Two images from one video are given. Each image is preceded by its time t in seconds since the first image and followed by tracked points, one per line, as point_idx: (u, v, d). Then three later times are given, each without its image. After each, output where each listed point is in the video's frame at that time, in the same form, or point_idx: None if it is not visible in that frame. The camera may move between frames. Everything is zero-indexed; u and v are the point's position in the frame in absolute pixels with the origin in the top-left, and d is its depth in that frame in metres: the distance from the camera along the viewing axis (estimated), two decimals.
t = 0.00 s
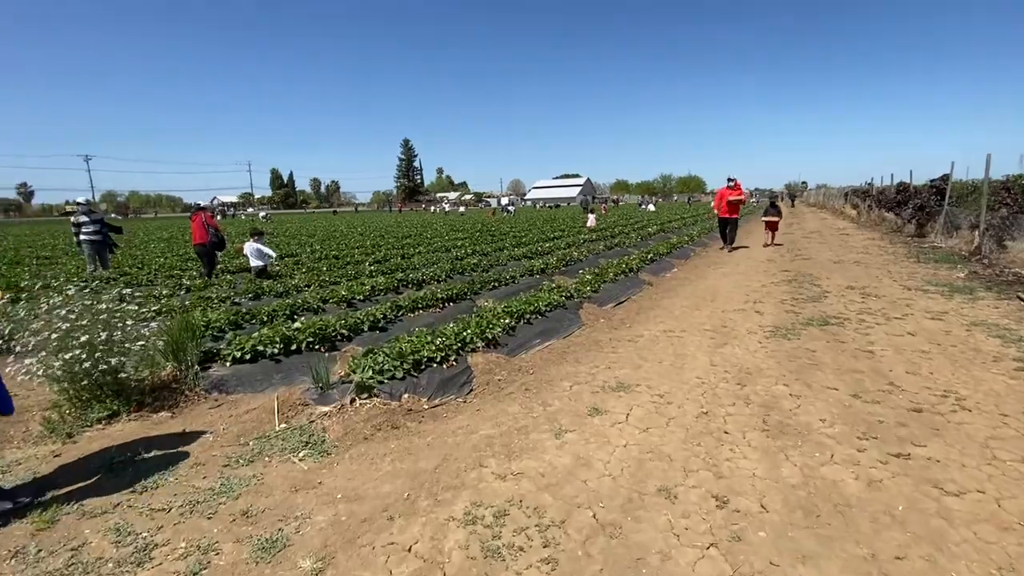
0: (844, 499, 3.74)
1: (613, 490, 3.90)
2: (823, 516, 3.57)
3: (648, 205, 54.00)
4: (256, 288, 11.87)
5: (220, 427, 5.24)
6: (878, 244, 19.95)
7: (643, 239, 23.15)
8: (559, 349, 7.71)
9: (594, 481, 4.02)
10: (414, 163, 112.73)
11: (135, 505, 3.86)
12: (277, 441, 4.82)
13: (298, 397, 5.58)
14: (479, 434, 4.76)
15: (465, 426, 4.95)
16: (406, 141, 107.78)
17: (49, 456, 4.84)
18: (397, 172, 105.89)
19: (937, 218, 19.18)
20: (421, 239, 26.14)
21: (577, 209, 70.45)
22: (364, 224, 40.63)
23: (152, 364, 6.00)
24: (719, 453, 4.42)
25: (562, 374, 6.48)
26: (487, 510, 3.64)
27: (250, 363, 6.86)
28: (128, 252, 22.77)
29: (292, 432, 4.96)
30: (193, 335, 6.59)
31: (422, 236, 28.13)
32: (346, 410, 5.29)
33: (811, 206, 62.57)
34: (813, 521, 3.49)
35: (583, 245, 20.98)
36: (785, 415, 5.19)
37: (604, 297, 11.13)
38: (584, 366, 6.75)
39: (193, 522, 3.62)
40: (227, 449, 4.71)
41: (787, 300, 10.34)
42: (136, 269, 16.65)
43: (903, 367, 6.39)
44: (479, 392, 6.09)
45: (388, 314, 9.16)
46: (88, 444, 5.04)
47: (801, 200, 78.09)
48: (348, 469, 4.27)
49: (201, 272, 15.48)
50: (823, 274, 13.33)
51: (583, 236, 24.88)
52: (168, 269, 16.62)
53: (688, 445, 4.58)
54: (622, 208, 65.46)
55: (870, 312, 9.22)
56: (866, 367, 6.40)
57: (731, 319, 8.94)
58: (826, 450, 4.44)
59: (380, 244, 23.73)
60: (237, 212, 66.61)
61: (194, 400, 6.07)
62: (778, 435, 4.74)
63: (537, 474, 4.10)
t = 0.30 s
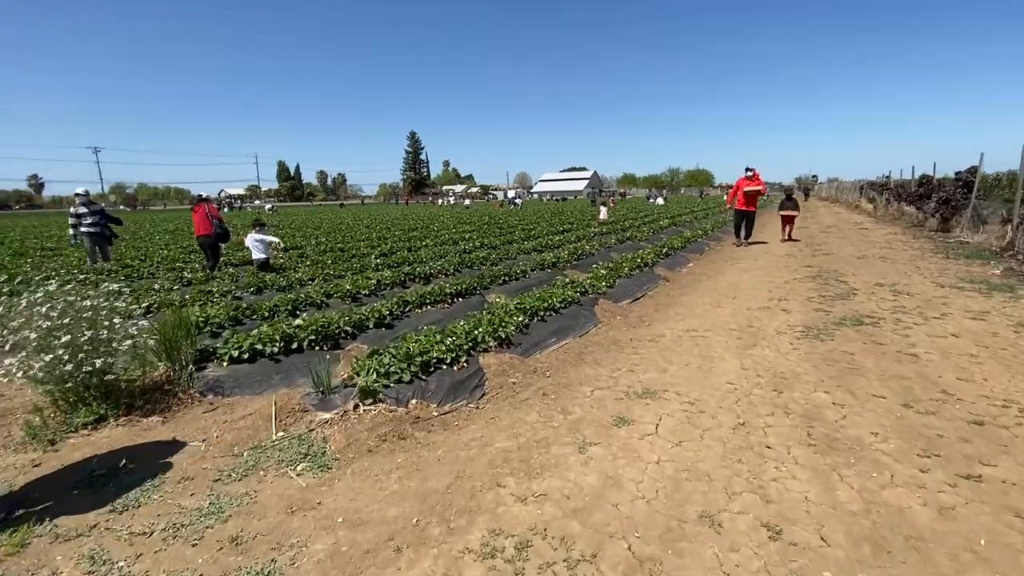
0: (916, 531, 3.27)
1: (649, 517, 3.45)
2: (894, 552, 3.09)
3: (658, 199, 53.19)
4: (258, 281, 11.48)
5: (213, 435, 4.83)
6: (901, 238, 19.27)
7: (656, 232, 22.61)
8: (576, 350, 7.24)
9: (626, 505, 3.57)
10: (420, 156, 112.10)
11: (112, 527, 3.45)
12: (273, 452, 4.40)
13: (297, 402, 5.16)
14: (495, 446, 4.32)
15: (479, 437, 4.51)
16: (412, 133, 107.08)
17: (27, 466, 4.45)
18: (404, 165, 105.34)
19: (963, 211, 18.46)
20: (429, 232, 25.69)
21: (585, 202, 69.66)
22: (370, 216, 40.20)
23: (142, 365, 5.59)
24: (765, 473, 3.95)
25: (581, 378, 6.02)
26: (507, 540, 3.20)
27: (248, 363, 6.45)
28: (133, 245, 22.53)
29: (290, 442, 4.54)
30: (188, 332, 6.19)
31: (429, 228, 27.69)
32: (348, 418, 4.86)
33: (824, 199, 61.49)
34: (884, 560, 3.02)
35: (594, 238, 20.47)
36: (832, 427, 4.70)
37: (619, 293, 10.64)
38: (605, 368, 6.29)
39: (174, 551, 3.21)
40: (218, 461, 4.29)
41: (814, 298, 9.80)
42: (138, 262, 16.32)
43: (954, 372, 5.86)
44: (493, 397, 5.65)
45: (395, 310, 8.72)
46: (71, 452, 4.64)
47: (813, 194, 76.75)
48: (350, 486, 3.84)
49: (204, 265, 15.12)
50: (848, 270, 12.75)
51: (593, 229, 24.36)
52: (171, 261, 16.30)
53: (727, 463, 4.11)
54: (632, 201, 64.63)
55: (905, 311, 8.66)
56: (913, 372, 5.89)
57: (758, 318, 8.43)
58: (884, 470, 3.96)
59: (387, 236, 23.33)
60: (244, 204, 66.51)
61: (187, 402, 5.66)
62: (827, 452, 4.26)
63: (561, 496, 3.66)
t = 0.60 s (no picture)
0: None
1: (689, 557, 3.01)
2: None
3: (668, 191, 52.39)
4: (259, 275, 11.09)
5: (201, 446, 4.43)
6: (924, 234, 18.60)
7: (668, 226, 22.02)
8: (592, 352, 6.79)
9: (661, 542, 3.14)
10: (427, 146, 111.33)
11: (80, 561, 3.04)
12: (264, 469, 4.00)
13: (292, 411, 4.74)
14: (509, 466, 3.90)
15: (492, 455, 4.08)
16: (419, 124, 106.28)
17: None
18: (411, 155, 104.71)
19: (990, 207, 17.77)
20: (435, 224, 25.23)
21: (594, 194, 68.90)
22: (377, 207, 39.77)
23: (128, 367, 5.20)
24: (815, 505, 3.50)
25: (600, 385, 5.58)
26: None
27: (243, 365, 6.04)
28: (136, 235, 22.28)
29: (283, 458, 4.13)
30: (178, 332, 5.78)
31: (436, 220, 27.22)
32: (347, 430, 4.44)
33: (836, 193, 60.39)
34: None
35: (605, 232, 19.94)
36: (883, 449, 4.24)
37: (634, 290, 10.16)
38: (625, 374, 5.84)
39: None
40: (203, 480, 3.88)
41: (842, 298, 9.28)
42: (139, 253, 15.97)
43: (1008, 384, 5.37)
44: (505, 405, 5.22)
45: (400, 307, 8.30)
46: (46, 464, 4.26)
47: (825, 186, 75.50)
48: (347, 513, 3.42)
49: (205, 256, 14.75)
50: (873, 267, 12.18)
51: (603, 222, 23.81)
52: (173, 252, 15.97)
53: (771, 490, 3.66)
54: (641, 193, 63.81)
55: (942, 313, 8.14)
56: (965, 384, 5.39)
57: (784, 319, 7.94)
58: (952, 503, 3.50)
59: (392, 228, 22.92)
60: (251, 194, 66.40)
61: (176, 407, 5.27)
62: (882, 479, 3.80)
63: (587, 530, 3.22)
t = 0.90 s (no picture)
0: None
1: None
2: None
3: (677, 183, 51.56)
4: (260, 265, 10.70)
5: (181, 455, 4.05)
6: (947, 228, 17.93)
7: (680, 218, 21.42)
8: (607, 352, 6.34)
9: None
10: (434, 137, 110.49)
11: None
12: (248, 483, 3.59)
13: (283, 416, 4.32)
14: (520, 485, 3.47)
15: (501, 471, 3.65)
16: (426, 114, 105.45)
17: None
18: (418, 146, 104.00)
19: (1018, 199, 17.05)
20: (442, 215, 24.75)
21: (602, 185, 68.08)
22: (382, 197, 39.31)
23: (110, 365, 4.79)
24: (873, 538, 3.05)
25: (618, 388, 5.13)
26: None
27: (234, 363, 5.65)
28: (141, 224, 22.05)
29: (270, 471, 3.72)
30: (164, 327, 5.39)
31: (442, 211, 26.76)
32: (342, 440, 4.03)
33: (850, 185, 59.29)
34: None
35: (615, 224, 19.43)
36: (941, 469, 3.77)
37: (649, 285, 9.67)
38: (645, 377, 5.38)
39: None
40: (179, 496, 3.49)
41: (871, 295, 8.75)
42: (140, 242, 15.63)
43: None
44: (515, 412, 4.79)
45: (403, 301, 7.87)
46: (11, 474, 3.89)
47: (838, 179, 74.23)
48: (338, 540, 3.01)
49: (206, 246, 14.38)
50: (900, 262, 11.61)
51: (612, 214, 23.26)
52: (174, 242, 15.66)
53: (820, 518, 3.21)
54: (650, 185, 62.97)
55: (982, 312, 7.61)
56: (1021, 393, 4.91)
57: (812, 318, 7.44)
58: None
59: (398, 219, 22.51)
60: (257, 183, 66.19)
61: (159, 408, 4.89)
62: (946, 506, 3.35)
63: (612, 566, 2.79)
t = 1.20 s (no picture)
0: None
1: None
2: None
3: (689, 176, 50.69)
4: (261, 259, 10.35)
5: (159, 476, 3.69)
6: (975, 224, 17.20)
7: (694, 213, 20.82)
8: (625, 359, 5.89)
9: None
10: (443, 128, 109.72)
11: None
12: (228, 514, 3.20)
13: (271, 434, 3.93)
14: (534, 522, 3.06)
15: (511, 503, 3.24)
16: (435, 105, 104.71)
17: None
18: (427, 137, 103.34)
19: None
20: (450, 207, 24.28)
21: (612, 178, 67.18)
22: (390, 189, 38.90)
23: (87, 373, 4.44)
24: None
25: (639, 402, 4.69)
26: None
27: (225, 368, 5.28)
28: (146, 214, 21.82)
29: (252, 499, 3.32)
30: (148, 329, 5.03)
31: (451, 203, 26.28)
32: (334, 463, 3.63)
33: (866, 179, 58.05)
34: None
35: (627, 219, 18.89)
36: (1012, 507, 3.31)
37: (666, 284, 9.18)
38: (667, 390, 4.94)
39: None
40: (151, 530, 3.12)
41: (904, 297, 8.22)
42: (143, 234, 15.33)
43: None
44: (527, 428, 4.37)
45: (407, 300, 7.45)
46: None
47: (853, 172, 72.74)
48: None
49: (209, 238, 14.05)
50: (930, 261, 11.02)
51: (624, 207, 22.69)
52: (177, 234, 15.35)
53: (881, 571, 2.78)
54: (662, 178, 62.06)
55: None
56: None
57: (844, 322, 6.94)
58: None
59: (405, 211, 22.09)
60: (266, 174, 66.09)
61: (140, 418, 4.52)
62: None
63: None
